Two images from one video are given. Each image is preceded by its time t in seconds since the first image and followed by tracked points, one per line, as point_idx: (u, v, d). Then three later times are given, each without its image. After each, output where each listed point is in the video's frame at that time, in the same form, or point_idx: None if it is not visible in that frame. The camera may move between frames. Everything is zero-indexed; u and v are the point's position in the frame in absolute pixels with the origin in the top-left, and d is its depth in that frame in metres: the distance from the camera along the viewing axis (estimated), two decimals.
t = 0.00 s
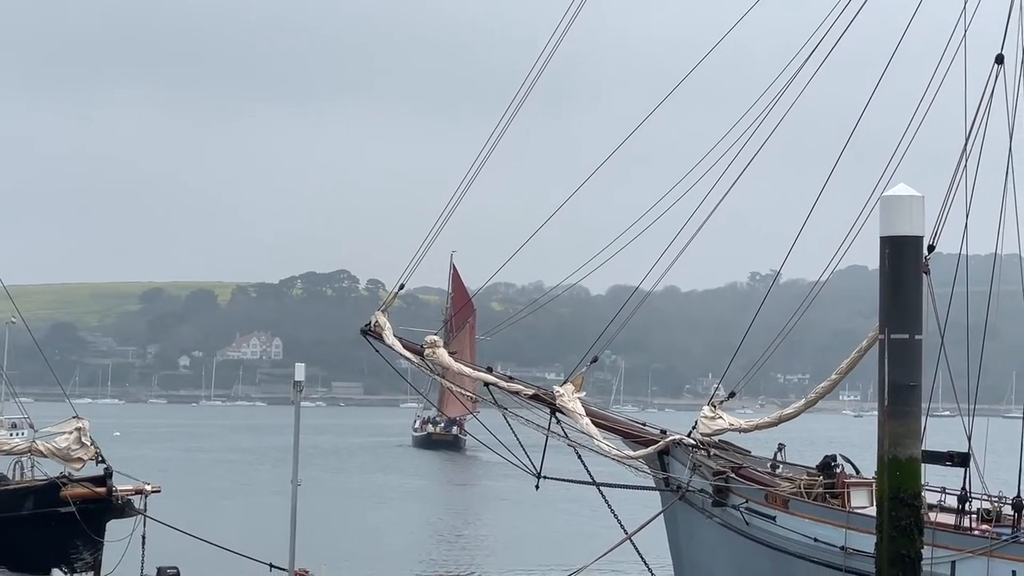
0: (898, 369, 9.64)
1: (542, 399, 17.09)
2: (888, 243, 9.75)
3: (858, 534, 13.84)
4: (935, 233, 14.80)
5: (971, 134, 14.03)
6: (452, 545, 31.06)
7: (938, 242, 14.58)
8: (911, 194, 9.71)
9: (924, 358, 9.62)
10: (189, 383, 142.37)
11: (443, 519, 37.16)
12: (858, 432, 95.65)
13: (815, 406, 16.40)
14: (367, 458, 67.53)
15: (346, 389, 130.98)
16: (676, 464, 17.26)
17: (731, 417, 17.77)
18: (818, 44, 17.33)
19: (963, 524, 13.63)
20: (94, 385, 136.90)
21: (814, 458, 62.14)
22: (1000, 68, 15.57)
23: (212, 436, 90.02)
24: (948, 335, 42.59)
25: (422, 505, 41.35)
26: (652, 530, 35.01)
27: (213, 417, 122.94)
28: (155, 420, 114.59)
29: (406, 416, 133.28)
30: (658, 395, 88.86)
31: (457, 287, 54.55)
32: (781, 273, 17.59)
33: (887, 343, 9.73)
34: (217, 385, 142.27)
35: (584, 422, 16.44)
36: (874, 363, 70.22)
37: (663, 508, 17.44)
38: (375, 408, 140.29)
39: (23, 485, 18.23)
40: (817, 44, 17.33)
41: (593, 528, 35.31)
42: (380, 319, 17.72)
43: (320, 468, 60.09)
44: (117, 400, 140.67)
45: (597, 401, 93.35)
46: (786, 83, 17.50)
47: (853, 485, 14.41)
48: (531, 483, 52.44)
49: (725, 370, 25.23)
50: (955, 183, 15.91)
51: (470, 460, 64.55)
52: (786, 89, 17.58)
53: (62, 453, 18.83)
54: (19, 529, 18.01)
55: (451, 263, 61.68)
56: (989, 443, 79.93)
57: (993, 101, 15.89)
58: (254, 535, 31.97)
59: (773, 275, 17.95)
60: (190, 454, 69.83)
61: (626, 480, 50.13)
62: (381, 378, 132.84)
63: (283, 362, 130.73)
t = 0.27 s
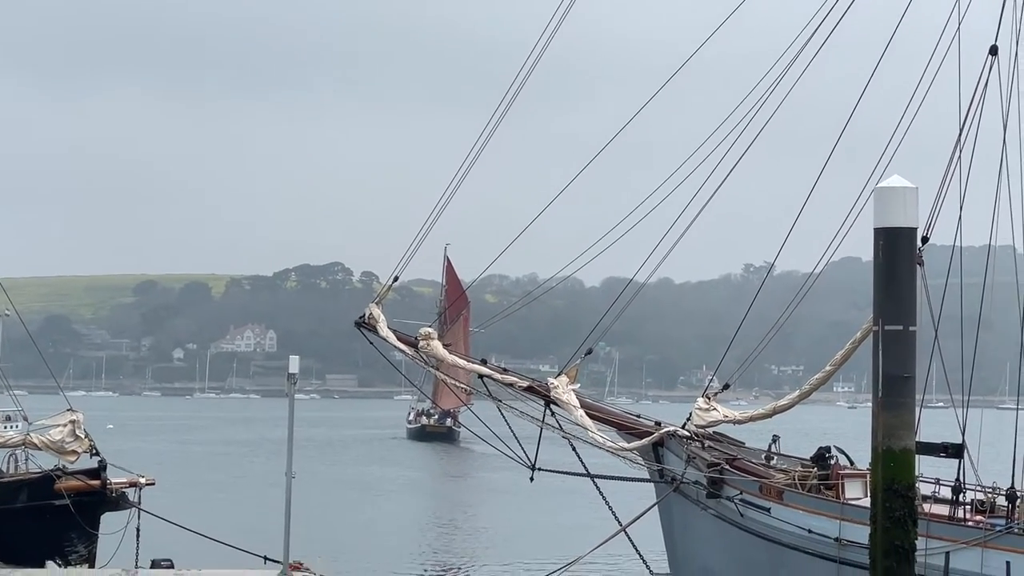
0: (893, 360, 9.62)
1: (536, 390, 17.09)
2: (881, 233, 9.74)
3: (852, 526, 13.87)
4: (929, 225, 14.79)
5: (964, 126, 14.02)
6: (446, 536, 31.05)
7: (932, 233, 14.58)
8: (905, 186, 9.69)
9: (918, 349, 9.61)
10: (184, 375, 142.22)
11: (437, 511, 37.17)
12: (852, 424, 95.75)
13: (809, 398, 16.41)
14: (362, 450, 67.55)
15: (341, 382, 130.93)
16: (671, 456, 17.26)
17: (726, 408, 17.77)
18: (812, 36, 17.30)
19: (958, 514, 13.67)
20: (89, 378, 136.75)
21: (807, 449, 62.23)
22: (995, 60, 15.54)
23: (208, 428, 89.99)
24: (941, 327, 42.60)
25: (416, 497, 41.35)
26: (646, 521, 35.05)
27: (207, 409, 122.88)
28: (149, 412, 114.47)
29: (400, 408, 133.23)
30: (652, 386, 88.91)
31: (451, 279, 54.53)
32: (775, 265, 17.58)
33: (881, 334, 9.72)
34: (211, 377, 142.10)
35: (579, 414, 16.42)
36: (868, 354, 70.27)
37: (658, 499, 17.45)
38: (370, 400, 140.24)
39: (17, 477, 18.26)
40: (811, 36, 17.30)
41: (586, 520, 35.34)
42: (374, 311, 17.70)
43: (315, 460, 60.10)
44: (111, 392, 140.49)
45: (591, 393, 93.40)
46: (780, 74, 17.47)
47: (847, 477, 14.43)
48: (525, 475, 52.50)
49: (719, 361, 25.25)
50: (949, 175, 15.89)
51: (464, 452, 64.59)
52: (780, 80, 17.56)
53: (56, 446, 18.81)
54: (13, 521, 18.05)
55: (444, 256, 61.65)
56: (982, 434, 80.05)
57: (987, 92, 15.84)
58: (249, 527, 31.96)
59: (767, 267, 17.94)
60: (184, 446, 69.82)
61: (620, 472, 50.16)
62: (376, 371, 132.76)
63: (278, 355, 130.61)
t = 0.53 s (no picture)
0: (880, 350, 9.85)
1: (529, 381, 17.35)
2: (868, 227, 9.96)
3: (840, 514, 14.15)
4: (916, 219, 15.07)
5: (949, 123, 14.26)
6: (441, 526, 31.35)
7: (917, 228, 14.85)
8: (891, 180, 9.92)
9: (905, 340, 9.84)
10: (181, 367, 142.41)
11: (433, 501, 37.47)
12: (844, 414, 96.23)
13: (798, 388, 16.68)
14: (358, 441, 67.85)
15: (337, 373, 131.19)
16: (663, 446, 17.53)
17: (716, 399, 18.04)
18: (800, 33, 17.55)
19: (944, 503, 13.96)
20: (87, 370, 136.93)
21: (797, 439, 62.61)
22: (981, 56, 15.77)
23: (205, 419, 90.26)
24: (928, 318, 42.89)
25: (412, 486, 41.66)
26: (639, 510, 35.38)
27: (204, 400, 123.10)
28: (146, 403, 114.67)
29: (396, 399, 133.55)
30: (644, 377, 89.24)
31: (445, 272, 54.78)
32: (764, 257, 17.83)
33: (868, 325, 9.94)
34: (209, 368, 142.25)
35: (571, 404, 16.69)
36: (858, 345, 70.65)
37: (650, 489, 17.71)
38: (365, 391, 140.54)
39: (18, 468, 18.51)
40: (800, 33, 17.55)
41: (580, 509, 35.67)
42: (369, 304, 17.95)
43: (311, 450, 60.36)
44: (110, 383, 140.63)
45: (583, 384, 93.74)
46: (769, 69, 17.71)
47: (835, 466, 14.71)
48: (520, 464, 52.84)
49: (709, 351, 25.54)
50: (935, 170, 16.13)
51: (459, 442, 64.89)
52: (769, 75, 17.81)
53: (56, 437, 19.08)
54: (13, 511, 18.29)
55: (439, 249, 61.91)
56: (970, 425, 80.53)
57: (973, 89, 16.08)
58: (248, 517, 32.23)
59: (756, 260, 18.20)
60: (181, 437, 70.05)
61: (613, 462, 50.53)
62: (372, 362, 133.04)
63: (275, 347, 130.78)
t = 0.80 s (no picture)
0: (857, 340, 9.91)
1: (520, 370, 18.21)
2: (845, 222, 10.03)
3: (818, 497, 15.04)
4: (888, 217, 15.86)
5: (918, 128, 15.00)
6: (434, 510, 32.23)
7: (888, 227, 15.65)
8: (868, 176, 10.01)
9: (880, 331, 9.92)
10: (189, 357, 143.21)
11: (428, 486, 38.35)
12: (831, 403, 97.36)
13: (777, 376, 17.54)
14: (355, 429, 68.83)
15: (336, 364, 132.07)
16: (648, 432, 18.38)
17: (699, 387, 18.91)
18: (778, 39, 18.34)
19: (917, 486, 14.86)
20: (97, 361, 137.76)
21: (778, 426, 63.65)
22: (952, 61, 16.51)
23: (205, 408, 91.22)
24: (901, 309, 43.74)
25: (408, 471, 42.58)
26: (626, 494, 36.33)
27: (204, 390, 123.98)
28: (147, 392, 115.54)
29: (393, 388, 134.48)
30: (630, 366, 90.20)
31: (440, 266, 55.63)
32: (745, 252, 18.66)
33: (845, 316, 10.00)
34: (216, 359, 142.77)
35: (561, 393, 17.55)
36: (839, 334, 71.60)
37: (636, 474, 18.58)
38: (363, 380, 141.44)
39: (32, 454, 19.38)
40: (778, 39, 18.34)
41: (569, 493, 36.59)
42: (367, 297, 18.80)
43: (310, 438, 61.30)
44: (120, 373, 141.36)
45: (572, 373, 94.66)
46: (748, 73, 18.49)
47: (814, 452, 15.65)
48: (512, 450, 53.79)
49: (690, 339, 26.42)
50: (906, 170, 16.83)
51: (453, 429, 65.83)
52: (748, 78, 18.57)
53: (68, 424, 19.93)
54: (28, 496, 19.16)
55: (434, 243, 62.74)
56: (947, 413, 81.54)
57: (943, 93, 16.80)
58: (249, 502, 33.11)
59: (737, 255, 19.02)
60: (182, 425, 70.94)
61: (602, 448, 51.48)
62: (370, 353, 133.92)
63: (278, 338, 131.60)
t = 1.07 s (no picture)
0: (837, 332, 9.61)
1: (510, 362, 18.72)
2: (825, 216, 9.72)
3: (800, 485, 15.55)
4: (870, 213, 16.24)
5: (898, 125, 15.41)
6: (426, 498, 32.76)
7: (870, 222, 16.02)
8: (848, 170, 9.69)
9: (859, 322, 9.64)
10: (188, 349, 143.65)
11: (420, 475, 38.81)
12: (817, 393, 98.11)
13: (761, 368, 18.04)
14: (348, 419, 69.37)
15: (331, 356, 132.56)
16: (635, 423, 18.91)
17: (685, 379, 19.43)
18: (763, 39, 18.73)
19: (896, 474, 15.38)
20: (98, 354, 138.22)
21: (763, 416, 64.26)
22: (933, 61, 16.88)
23: (201, 399, 91.71)
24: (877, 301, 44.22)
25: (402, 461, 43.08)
26: (613, 483, 36.88)
27: (199, 382, 124.39)
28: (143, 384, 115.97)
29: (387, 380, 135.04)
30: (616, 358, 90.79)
31: (432, 260, 56.10)
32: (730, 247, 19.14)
33: (825, 309, 9.71)
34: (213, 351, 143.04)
35: (549, 384, 18.06)
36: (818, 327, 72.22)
37: (622, 463, 19.11)
38: (357, 372, 141.96)
39: (34, 445, 19.84)
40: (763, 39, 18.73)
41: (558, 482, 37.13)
42: (361, 291, 19.29)
43: (305, 428, 61.82)
44: (121, 366, 141.75)
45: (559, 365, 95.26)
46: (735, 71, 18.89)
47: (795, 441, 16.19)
48: (502, 439, 54.36)
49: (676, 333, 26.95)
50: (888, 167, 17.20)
51: (445, 420, 66.36)
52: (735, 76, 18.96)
53: (69, 415, 20.39)
54: (31, 485, 19.60)
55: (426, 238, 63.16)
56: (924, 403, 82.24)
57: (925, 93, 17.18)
58: (246, 491, 33.59)
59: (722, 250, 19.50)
60: (178, 417, 71.43)
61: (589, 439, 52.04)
62: (365, 345, 134.45)
63: (274, 331, 132.07)
